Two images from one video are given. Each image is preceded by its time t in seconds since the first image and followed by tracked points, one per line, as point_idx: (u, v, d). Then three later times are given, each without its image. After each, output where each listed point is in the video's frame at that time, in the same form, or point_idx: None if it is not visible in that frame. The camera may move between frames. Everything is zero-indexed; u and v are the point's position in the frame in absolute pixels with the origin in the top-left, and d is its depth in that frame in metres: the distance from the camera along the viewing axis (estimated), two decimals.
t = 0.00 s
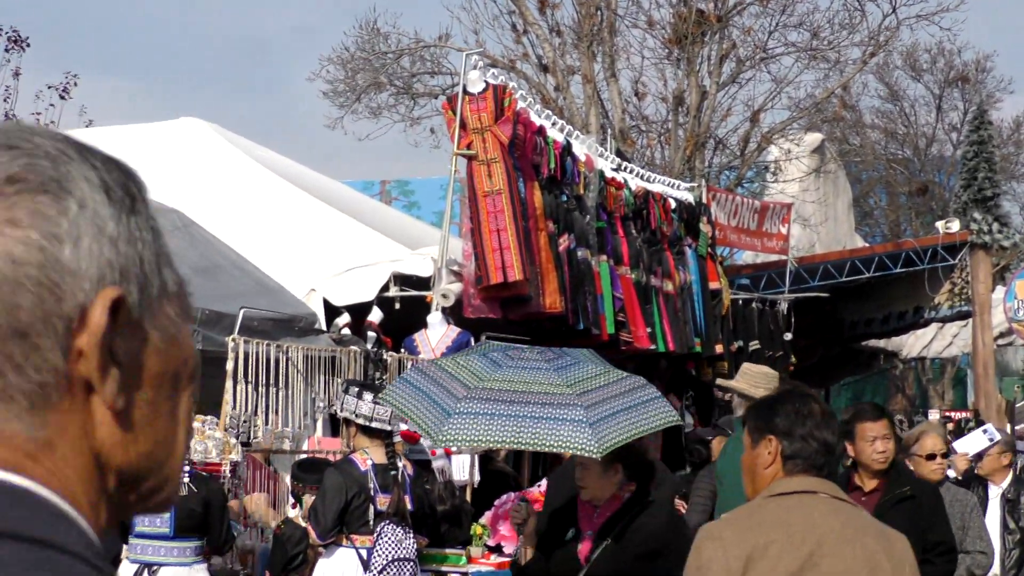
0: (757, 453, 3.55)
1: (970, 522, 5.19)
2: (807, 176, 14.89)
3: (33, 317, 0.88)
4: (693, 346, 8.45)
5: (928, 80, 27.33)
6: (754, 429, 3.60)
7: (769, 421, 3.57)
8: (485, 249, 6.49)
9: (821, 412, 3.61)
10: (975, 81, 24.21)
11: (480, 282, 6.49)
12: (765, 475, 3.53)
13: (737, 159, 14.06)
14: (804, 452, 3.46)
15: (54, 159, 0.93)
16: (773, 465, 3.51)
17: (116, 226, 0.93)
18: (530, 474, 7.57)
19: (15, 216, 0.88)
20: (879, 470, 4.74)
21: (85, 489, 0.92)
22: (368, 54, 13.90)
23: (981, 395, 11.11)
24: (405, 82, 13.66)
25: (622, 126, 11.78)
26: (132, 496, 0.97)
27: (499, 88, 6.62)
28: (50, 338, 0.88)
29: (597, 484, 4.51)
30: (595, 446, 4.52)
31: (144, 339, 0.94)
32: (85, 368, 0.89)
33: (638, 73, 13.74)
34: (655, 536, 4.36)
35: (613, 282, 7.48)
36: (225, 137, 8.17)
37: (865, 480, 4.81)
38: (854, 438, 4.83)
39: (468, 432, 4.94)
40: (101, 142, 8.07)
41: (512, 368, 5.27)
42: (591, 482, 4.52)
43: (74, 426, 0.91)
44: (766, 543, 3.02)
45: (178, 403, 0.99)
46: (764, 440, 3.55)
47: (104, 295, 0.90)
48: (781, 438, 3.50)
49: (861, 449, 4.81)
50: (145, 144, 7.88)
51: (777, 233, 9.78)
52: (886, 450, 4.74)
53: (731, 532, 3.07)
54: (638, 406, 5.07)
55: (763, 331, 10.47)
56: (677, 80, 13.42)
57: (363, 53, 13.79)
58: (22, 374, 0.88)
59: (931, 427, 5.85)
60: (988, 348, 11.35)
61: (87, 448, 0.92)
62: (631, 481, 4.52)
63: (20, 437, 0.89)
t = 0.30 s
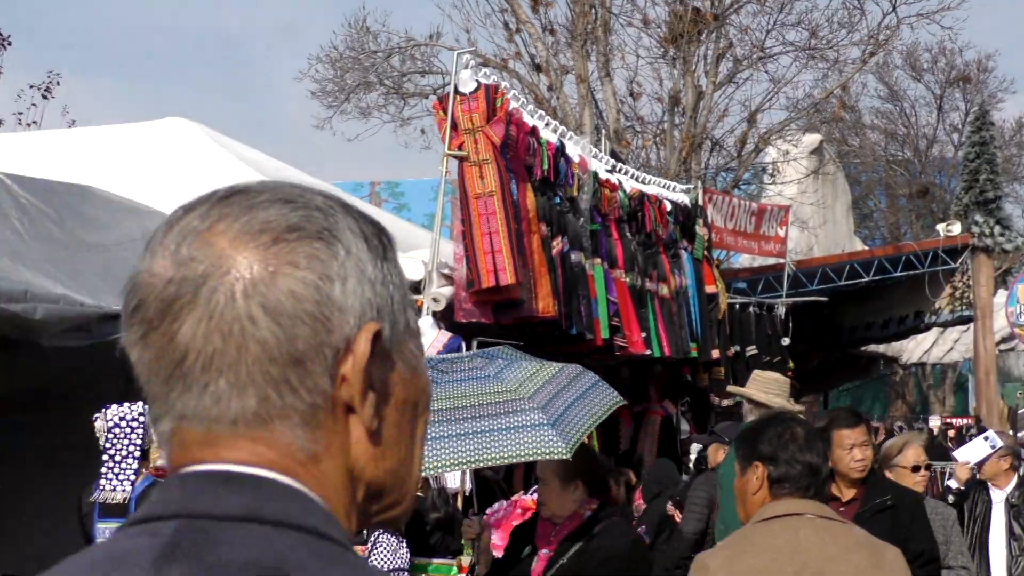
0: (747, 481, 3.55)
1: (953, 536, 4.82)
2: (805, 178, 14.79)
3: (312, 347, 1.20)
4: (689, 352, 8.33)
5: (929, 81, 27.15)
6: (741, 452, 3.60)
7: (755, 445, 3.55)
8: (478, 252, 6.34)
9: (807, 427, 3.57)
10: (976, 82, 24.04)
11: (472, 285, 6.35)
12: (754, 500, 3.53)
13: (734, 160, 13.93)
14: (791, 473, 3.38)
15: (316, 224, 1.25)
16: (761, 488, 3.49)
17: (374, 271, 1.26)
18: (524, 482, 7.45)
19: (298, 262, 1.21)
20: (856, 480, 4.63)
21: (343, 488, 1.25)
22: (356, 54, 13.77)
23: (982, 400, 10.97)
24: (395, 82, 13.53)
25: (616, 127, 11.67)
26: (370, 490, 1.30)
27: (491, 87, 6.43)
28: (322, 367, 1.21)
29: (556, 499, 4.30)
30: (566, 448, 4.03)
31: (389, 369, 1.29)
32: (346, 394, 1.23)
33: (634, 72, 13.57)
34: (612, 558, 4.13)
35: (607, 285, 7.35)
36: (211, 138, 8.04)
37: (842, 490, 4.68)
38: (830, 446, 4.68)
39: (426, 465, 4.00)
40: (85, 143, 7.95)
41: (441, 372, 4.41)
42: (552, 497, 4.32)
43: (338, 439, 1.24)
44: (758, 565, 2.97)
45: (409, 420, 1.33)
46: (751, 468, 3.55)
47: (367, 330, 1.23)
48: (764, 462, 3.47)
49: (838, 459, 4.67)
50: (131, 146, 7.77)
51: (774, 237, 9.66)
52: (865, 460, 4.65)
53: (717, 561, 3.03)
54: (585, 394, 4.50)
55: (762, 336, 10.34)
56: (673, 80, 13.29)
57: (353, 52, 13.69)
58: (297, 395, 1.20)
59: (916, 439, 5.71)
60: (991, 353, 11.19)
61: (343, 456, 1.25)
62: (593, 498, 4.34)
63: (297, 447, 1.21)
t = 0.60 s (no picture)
0: (753, 467, 3.56)
1: (927, 537, 4.76)
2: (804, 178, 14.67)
3: (473, 374, 1.34)
4: (686, 356, 8.21)
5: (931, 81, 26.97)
6: (750, 440, 3.59)
7: (763, 436, 3.54)
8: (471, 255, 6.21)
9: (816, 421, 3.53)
10: (978, 81, 23.85)
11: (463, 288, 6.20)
12: (759, 489, 3.54)
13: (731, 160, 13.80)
14: (796, 467, 3.40)
15: (474, 268, 1.39)
16: (765, 479, 3.51)
17: (525, 308, 1.40)
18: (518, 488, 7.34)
19: (461, 300, 1.35)
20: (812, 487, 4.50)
21: (499, 501, 1.38)
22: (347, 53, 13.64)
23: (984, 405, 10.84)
24: (386, 81, 13.39)
25: (611, 128, 11.53)
26: (521, 504, 1.43)
27: (484, 86, 6.31)
28: (482, 392, 1.34)
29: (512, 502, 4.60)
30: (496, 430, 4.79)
31: (537, 398, 1.42)
32: (502, 416, 1.36)
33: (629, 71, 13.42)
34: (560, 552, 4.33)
35: (603, 287, 7.21)
36: (200, 138, 7.92)
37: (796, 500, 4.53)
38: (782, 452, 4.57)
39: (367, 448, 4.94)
40: (71, 143, 7.83)
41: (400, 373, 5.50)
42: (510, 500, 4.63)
43: (495, 456, 1.37)
44: (742, 561, 3.11)
45: (553, 441, 1.47)
46: (759, 456, 3.54)
47: (520, 359, 1.38)
48: (771, 455, 3.48)
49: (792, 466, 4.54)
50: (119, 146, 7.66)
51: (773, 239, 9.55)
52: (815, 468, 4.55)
53: (715, 547, 3.19)
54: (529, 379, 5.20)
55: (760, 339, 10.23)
56: (670, 79, 13.14)
57: (343, 50, 13.56)
58: (460, 417, 1.33)
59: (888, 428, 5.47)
60: (992, 356, 11.06)
61: (500, 474, 1.38)
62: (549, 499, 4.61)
63: (460, 461, 1.34)
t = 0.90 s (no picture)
0: (808, 478, 3.39)
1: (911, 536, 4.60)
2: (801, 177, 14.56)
3: (609, 377, 1.46)
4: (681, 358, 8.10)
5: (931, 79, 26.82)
6: (809, 448, 3.44)
7: (823, 445, 3.40)
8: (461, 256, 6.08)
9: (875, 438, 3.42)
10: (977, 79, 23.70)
11: (453, 289, 6.06)
12: (815, 499, 3.36)
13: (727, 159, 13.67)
14: (853, 481, 3.27)
15: (609, 285, 1.53)
16: (822, 490, 3.34)
17: (654, 321, 1.52)
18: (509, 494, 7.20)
19: (598, 313, 1.49)
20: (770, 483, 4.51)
21: (629, 495, 1.49)
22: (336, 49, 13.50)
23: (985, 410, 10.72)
24: (375, 78, 13.25)
25: (605, 126, 11.40)
26: (645, 504, 1.55)
27: (475, 83, 6.17)
28: (615, 395, 1.47)
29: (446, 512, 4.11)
30: (419, 421, 4.75)
31: (665, 403, 1.55)
32: (631, 418, 1.48)
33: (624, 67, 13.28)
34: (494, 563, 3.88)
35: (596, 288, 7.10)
36: (187, 136, 7.80)
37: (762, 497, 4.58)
38: (746, 449, 4.59)
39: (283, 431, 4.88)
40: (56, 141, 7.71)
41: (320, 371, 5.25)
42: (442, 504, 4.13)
43: (626, 455, 1.49)
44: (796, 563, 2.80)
45: (678, 445, 1.59)
46: (815, 466, 3.38)
47: (652, 366, 1.50)
48: (830, 466, 3.33)
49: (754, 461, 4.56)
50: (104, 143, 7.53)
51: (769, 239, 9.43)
52: (776, 463, 4.53)
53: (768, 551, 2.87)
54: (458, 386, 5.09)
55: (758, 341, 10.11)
56: (665, 76, 13.01)
57: (331, 46, 13.44)
58: (595, 415, 1.46)
59: (869, 419, 5.35)
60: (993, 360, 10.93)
61: (630, 471, 1.49)
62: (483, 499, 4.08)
63: (595, 456, 1.46)
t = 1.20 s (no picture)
0: (842, 476, 3.25)
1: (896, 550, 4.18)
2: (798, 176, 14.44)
3: (745, 407, 1.48)
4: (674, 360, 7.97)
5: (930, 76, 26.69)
6: (841, 447, 3.29)
7: (856, 442, 3.27)
8: (450, 256, 5.92)
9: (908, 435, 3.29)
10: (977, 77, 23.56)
11: (443, 290, 5.92)
12: (850, 497, 3.22)
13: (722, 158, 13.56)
14: (887, 479, 3.16)
15: (747, 319, 1.55)
16: (855, 488, 3.22)
17: (787, 354, 1.54)
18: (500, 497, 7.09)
19: (734, 345, 1.51)
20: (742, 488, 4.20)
21: (761, 521, 1.50)
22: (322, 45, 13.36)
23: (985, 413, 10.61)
24: (361, 74, 13.12)
25: (596, 123, 11.28)
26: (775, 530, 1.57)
27: (464, 79, 6.05)
28: (751, 424, 1.48)
29: (377, 510, 3.87)
30: (349, 429, 4.19)
31: (795, 434, 1.56)
32: (765, 446, 1.50)
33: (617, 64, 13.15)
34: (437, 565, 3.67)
35: (588, 288, 6.96)
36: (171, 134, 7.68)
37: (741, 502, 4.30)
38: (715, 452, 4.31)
39: (191, 456, 4.11)
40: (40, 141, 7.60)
41: (230, 368, 4.46)
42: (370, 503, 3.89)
43: (759, 481, 1.50)
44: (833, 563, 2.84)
45: (804, 474, 1.59)
46: (850, 463, 3.25)
47: (785, 397, 1.52)
48: (864, 462, 3.21)
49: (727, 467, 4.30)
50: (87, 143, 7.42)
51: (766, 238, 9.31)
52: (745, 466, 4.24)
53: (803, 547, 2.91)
54: (387, 364, 4.64)
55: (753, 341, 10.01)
56: (656, 73, 12.88)
57: (317, 42, 13.32)
58: (732, 444, 1.47)
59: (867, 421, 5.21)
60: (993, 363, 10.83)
61: (763, 498, 1.51)
62: (419, 505, 3.92)
63: (732, 482, 1.47)
